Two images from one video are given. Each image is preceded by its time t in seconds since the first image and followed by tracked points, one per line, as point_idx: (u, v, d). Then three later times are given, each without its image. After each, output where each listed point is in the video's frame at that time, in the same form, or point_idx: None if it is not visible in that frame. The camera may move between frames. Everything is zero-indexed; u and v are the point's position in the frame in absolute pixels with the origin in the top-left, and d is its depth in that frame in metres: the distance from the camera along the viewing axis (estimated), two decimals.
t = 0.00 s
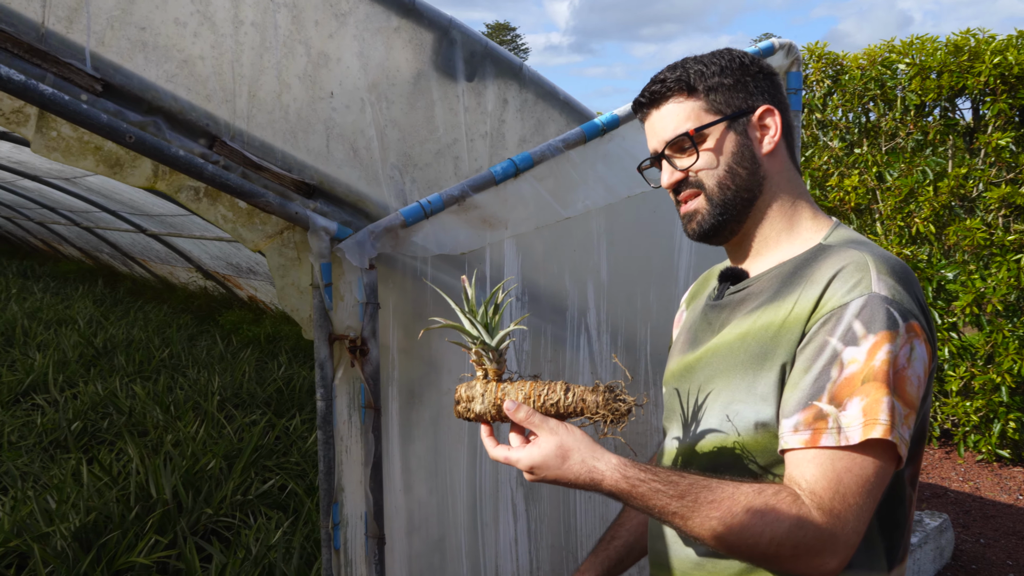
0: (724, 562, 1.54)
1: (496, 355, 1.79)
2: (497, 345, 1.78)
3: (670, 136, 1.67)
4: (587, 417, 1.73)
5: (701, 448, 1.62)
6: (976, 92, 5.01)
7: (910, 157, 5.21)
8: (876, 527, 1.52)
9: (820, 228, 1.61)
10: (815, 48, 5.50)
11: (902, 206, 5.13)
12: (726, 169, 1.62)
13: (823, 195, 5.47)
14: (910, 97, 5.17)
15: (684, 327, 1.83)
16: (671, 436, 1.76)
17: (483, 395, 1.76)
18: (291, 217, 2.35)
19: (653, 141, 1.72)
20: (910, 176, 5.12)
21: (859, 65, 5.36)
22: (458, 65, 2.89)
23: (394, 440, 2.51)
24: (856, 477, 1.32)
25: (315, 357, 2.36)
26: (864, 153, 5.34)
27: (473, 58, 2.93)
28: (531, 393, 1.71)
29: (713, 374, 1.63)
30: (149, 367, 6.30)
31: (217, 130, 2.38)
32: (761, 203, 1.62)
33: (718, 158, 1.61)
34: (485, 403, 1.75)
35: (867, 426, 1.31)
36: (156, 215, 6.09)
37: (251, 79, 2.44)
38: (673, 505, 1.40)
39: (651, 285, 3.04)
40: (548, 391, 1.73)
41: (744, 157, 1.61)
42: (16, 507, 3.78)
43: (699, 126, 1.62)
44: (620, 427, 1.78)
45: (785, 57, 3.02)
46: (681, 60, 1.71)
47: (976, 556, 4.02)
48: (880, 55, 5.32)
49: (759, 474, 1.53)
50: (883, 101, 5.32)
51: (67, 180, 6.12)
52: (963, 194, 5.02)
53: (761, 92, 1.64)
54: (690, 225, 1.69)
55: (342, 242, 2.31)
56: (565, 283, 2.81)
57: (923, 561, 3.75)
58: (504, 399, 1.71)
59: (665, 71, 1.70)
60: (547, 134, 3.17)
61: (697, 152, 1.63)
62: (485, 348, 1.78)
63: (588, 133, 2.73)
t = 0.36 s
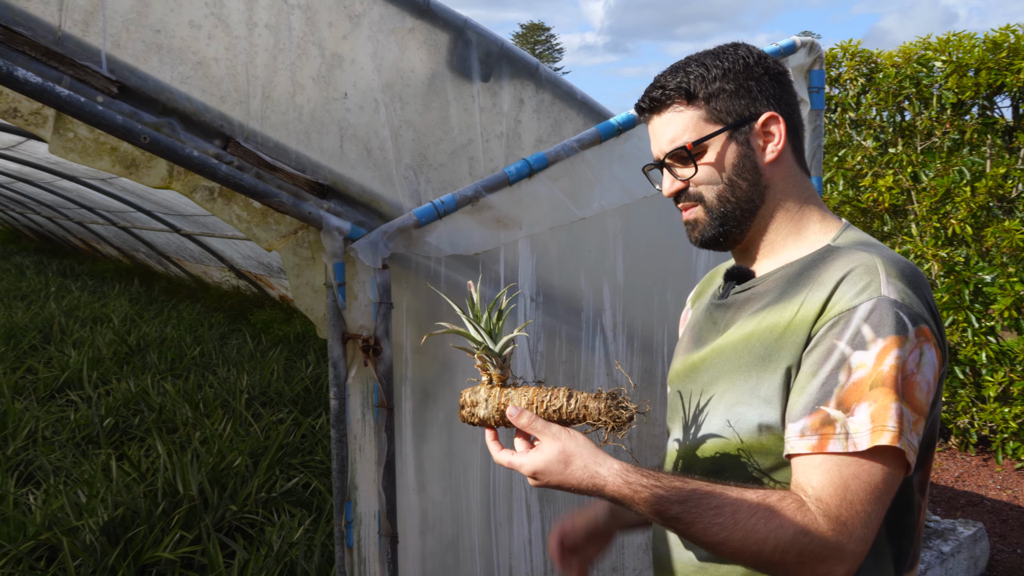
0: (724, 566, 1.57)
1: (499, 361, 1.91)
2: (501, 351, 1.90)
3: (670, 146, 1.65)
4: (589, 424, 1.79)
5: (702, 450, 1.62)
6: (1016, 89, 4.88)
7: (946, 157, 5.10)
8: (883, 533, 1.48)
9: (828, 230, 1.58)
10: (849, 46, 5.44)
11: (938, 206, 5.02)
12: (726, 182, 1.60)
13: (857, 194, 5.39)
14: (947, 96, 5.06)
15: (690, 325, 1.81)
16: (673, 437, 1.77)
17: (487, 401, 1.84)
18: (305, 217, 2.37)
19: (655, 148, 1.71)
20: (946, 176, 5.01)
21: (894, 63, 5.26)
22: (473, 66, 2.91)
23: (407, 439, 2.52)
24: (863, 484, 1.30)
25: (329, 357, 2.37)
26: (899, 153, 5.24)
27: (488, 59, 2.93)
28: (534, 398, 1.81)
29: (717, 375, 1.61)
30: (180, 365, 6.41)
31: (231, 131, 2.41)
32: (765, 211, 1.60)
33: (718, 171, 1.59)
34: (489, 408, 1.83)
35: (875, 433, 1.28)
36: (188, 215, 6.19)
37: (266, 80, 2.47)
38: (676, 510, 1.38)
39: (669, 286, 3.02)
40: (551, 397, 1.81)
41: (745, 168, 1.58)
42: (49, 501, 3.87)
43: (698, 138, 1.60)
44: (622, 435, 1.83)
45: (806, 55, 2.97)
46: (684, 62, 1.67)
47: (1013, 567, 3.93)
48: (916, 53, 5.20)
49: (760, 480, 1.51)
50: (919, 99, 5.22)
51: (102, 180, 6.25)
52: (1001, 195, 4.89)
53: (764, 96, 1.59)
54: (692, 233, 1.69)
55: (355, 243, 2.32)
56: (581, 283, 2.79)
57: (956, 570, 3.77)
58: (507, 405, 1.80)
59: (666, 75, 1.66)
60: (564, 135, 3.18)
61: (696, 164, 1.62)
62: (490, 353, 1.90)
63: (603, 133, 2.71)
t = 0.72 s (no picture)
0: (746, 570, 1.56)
1: (517, 365, 1.93)
2: (518, 355, 1.92)
3: (677, 154, 1.69)
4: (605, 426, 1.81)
5: (722, 454, 1.63)
6: None
7: (978, 158, 5.01)
8: (909, 532, 1.47)
9: (851, 230, 1.57)
10: (877, 47, 5.37)
11: (969, 207, 4.94)
12: (732, 187, 1.62)
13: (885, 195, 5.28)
14: (978, 96, 4.98)
15: (713, 326, 1.80)
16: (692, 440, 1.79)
17: (505, 404, 1.87)
18: (329, 217, 2.42)
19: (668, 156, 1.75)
20: (977, 177, 4.92)
21: (924, 63, 5.17)
22: (495, 68, 2.93)
23: (428, 436, 2.55)
24: (883, 487, 1.29)
25: (352, 354, 2.42)
26: (929, 154, 5.14)
27: (510, 61, 2.95)
28: (551, 401, 1.82)
29: (740, 379, 1.60)
30: (210, 364, 6.52)
31: (257, 133, 2.46)
32: (777, 214, 1.60)
33: (720, 178, 1.62)
34: (507, 411, 1.85)
35: (896, 438, 1.28)
36: (218, 216, 6.30)
37: (291, 84, 2.52)
38: (691, 512, 1.38)
39: (690, 285, 3.01)
40: (567, 400, 1.83)
41: (750, 172, 1.58)
42: (82, 495, 3.97)
43: (700, 146, 1.63)
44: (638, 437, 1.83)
45: (830, 55, 2.97)
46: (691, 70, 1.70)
47: None
48: (947, 53, 5.14)
49: (778, 485, 1.52)
50: (949, 99, 5.16)
51: (136, 182, 6.38)
52: None
53: (769, 98, 1.58)
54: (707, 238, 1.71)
55: (378, 242, 2.35)
56: (602, 284, 2.80)
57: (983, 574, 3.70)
58: (524, 408, 1.82)
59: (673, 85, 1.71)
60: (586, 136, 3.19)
61: (701, 172, 1.65)
62: (507, 357, 1.92)
63: (624, 134, 2.72)
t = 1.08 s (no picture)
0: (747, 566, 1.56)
1: (516, 372, 1.96)
2: (516, 363, 1.95)
3: (671, 161, 1.69)
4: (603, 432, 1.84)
5: (716, 458, 1.65)
6: None
7: (1000, 157, 4.95)
8: (906, 524, 1.48)
9: (842, 228, 1.59)
10: (898, 45, 5.35)
11: (991, 207, 4.87)
12: (732, 191, 1.62)
13: (907, 195, 5.26)
14: (1001, 94, 4.92)
15: (710, 330, 1.83)
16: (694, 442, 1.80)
17: (505, 411, 1.92)
18: (341, 216, 2.48)
19: (659, 163, 1.74)
20: (999, 177, 4.85)
21: (946, 61, 5.14)
22: (506, 69, 2.97)
23: (439, 433, 2.59)
24: (879, 484, 1.30)
25: (364, 351, 2.48)
26: (951, 153, 5.11)
27: (521, 63, 2.99)
28: (550, 408, 1.87)
29: (736, 381, 1.62)
30: (232, 362, 6.62)
31: (272, 134, 2.52)
32: (775, 216, 1.61)
33: (721, 182, 1.62)
34: (506, 418, 1.91)
35: (890, 435, 1.29)
36: (241, 216, 6.40)
37: (305, 86, 2.58)
38: (688, 515, 1.41)
39: (699, 285, 3.06)
40: (566, 407, 1.87)
41: (749, 175, 1.60)
42: (106, 489, 4.06)
43: (698, 151, 1.64)
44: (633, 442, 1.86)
45: (841, 55, 2.98)
46: (677, 74, 1.71)
47: None
48: (970, 51, 5.10)
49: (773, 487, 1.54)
50: (971, 98, 5.10)
51: (160, 182, 6.50)
52: None
53: (762, 100, 1.60)
54: (705, 246, 1.71)
55: (390, 241, 2.39)
56: (611, 282, 2.83)
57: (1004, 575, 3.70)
58: (523, 415, 1.88)
59: (661, 90, 1.70)
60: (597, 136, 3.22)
61: (699, 177, 1.65)
62: (506, 366, 1.95)
63: (632, 134, 2.75)
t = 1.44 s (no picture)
0: (741, 557, 1.60)
1: (523, 352, 2.03)
2: (524, 344, 2.02)
3: (677, 152, 1.72)
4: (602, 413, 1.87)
5: (711, 445, 1.69)
6: None
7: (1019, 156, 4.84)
8: (894, 517, 1.49)
9: (844, 226, 1.61)
10: (917, 44, 5.35)
11: (1011, 206, 4.81)
12: (733, 182, 1.64)
13: (925, 195, 5.26)
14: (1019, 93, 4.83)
15: (712, 321, 1.85)
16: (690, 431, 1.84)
17: (511, 388, 1.95)
18: (349, 215, 2.53)
19: (666, 155, 1.78)
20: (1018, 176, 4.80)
21: (964, 60, 5.10)
22: (513, 70, 3.06)
23: (445, 428, 2.63)
24: (863, 476, 1.32)
25: (371, 347, 2.51)
26: (968, 152, 5.03)
27: (528, 64, 3.09)
28: (553, 387, 1.91)
29: (732, 373, 1.64)
30: (250, 360, 6.71)
31: (281, 135, 2.58)
32: (776, 208, 1.62)
33: (722, 173, 1.65)
34: (511, 395, 1.94)
35: (873, 427, 1.31)
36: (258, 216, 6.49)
37: (313, 87, 2.64)
38: (676, 494, 1.43)
39: (705, 282, 3.11)
40: (568, 387, 1.91)
41: (750, 168, 1.62)
42: (124, 483, 4.14)
43: (701, 143, 1.67)
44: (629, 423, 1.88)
45: (847, 55, 3.01)
46: (687, 71, 1.75)
47: None
48: (988, 49, 5.06)
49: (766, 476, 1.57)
50: (990, 97, 5.05)
51: (181, 182, 6.61)
52: None
53: (767, 95, 1.62)
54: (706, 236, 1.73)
55: (397, 240, 2.43)
56: (616, 280, 2.87)
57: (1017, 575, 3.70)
58: (527, 392, 1.90)
59: (670, 87, 1.75)
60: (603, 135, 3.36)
61: (702, 168, 1.68)
62: (514, 345, 2.02)
63: (638, 134, 2.77)
